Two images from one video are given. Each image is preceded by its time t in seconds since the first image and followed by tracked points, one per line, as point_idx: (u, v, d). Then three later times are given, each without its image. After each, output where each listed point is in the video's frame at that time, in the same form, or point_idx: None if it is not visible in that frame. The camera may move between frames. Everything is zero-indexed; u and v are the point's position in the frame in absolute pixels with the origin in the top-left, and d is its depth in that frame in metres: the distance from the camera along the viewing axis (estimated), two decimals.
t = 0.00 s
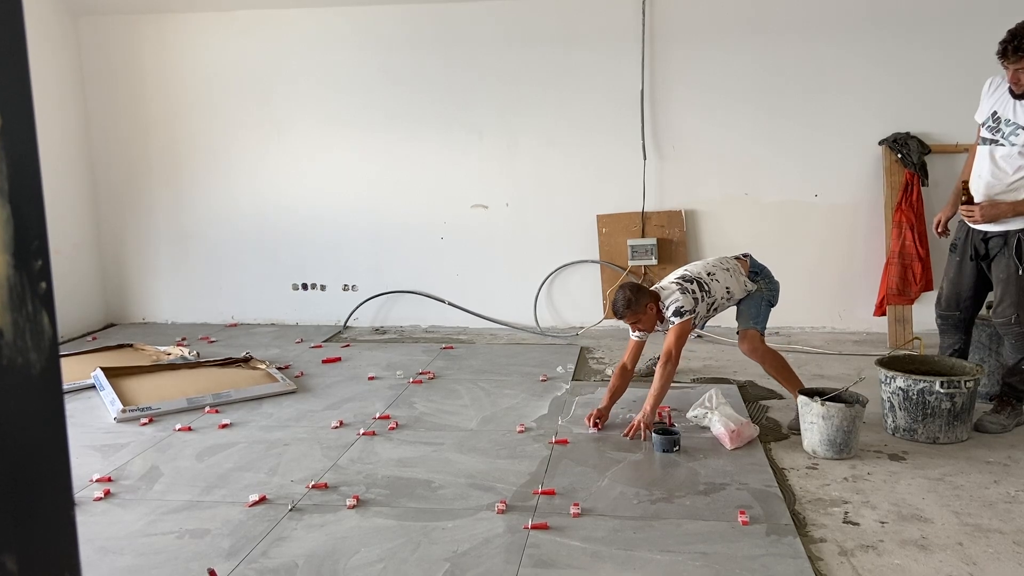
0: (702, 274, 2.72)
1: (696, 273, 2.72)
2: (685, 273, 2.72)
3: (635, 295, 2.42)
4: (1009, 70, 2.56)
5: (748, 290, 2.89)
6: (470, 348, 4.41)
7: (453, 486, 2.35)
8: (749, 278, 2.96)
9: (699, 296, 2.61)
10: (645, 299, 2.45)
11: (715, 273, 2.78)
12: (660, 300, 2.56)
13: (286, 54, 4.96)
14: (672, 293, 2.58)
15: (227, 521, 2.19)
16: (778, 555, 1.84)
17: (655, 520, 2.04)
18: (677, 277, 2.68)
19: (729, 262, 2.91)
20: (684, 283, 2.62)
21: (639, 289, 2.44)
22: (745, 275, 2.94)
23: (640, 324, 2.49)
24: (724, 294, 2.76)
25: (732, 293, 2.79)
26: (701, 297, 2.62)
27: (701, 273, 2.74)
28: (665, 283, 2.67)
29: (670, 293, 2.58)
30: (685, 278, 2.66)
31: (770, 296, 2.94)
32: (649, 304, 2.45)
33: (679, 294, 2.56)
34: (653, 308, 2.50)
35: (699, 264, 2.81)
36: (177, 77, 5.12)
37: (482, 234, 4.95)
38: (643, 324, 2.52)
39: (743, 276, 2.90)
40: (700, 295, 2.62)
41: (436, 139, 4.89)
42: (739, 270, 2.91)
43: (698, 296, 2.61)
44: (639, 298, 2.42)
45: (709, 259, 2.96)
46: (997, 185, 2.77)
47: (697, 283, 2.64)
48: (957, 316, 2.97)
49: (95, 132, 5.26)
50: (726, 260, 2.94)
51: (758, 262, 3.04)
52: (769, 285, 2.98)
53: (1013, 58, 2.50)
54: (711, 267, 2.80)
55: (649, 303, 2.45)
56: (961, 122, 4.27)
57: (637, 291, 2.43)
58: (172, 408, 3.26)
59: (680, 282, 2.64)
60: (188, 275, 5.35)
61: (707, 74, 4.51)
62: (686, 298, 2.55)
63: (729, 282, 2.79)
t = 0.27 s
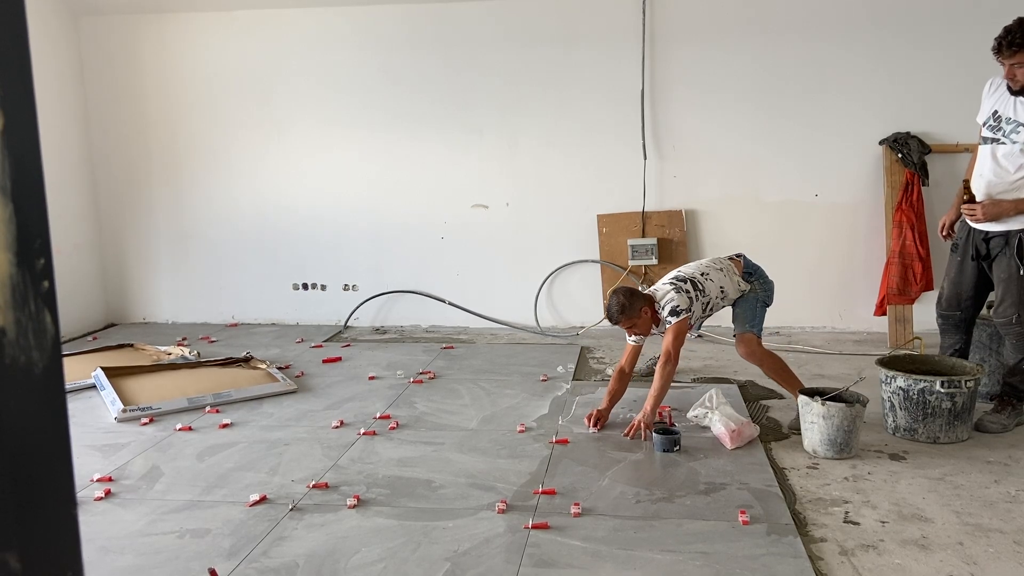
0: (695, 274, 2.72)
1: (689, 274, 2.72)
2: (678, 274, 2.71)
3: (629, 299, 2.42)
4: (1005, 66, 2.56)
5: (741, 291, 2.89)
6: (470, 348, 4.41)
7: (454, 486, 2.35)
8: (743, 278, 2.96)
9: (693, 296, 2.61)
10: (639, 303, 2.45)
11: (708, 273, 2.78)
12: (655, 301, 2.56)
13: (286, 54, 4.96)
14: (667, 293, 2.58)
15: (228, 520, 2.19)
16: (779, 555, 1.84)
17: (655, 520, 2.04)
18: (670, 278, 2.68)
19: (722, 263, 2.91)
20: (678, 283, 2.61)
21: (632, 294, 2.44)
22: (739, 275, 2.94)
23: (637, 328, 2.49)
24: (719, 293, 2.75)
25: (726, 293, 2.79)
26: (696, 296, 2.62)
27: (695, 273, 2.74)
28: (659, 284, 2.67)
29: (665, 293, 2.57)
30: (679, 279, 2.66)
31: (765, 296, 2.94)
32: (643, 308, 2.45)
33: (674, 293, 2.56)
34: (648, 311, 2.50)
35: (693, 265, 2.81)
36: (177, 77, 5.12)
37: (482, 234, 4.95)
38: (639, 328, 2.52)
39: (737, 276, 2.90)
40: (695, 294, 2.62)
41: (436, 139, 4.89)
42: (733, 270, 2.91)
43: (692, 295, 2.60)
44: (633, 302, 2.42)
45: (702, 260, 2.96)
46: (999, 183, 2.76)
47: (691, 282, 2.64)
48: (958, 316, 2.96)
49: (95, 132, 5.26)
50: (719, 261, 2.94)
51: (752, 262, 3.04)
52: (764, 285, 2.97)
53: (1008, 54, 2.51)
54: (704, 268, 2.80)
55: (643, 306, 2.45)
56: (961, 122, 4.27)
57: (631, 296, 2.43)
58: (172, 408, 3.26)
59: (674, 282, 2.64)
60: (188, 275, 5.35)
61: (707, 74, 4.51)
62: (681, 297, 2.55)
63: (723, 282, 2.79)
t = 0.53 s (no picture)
0: (694, 275, 2.72)
1: (687, 274, 2.72)
2: (676, 275, 2.71)
3: (628, 301, 2.41)
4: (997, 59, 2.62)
5: (740, 292, 2.89)
6: (471, 348, 4.41)
7: (454, 485, 2.35)
8: (741, 279, 2.96)
9: (692, 296, 2.61)
10: (638, 305, 2.45)
11: (707, 273, 2.78)
12: (653, 302, 2.56)
13: (286, 54, 4.97)
14: (665, 293, 2.57)
15: (228, 520, 2.19)
16: (779, 555, 1.84)
17: (655, 519, 2.04)
18: (669, 279, 2.68)
19: (720, 264, 2.91)
20: (677, 283, 2.61)
21: (631, 296, 2.43)
22: (737, 275, 2.93)
23: (637, 330, 2.49)
24: (717, 293, 2.75)
25: (725, 293, 2.79)
26: (695, 296, 2.62)
27: (694, 274, 2.73)
28: (657, 285, 2.67)
29: (664, 294, 2.57)
30: (678, 279, 2.66)
31: (764, 296, 2.94)
32: (642, 310, 2.45)
33: (673, 293, 2.55)
34: (647, 313, 2.50)
35: (691, 266, 2.81)
36: (177, 76, 5.12)
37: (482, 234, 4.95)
38: (638, 330, 2.52)
39: (735, 276, 2.90)
40: (694, 294, 2.62)
41: (436, 139, 4.90)
42: (732, 270, 2.91)
43: (691, 295, 2.60)
44: (632, 304, 2.42)
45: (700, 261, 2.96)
46: (1002, 181, 2.76)
47: (690, 283, 2.63)
48: (959, 316, 2.96)
49: (96, 131, 5.26)
50: (717, 262, 2.94)
51: (750, 263, 3.04)
52: (762, 286, 2.97)
53: (997, 45, 2.57)
54: (702, 269, 2.81)
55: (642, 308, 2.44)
56: (961, 122, 4.26)
57: (630, 298, 2.43)
58: (172, 408, 3.26)
59: (673, 282, 2.64)
60: (188, 275, 5.35)
61: (707, 74, 4.51)
62: (680, 297, 2.55)
63: (722, 282, 2.79)
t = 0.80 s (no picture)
0: (694, 275, 2.72)
1: (687, 275, 2.72)
2: (677, 275, 2.71)
3: (628, 302, 2.42)
4: (988, 56, 2.67)
5: (740, 292, 2.89)
6: (471, 348, 4.42)
7: (454, 485, 2.35)
8: (741, 280, 2.95)
9: (692, 296, 2.61)
10: (637, 306, 2.45)
11: (707, 274, 2.77)
12: (653, 303, 2.56)
13: (286, 54, 4.96)
14: (665, 293, 2.57)
15: (228, 520, 2.19)
16: (779, 555, 1.84)
17: (655, 519, 2.04)
18: (669, 280, 2.68)
19: (720, 264, 2.91)
20: (677, 284, 2.61)
21: (630, 298, 2.43)
22: (737, 276, 2.93)
23: (637, 331, 2.49)
24: (718, 294, 2.75)
25: (725, 294, 2.78)
26: (695, 297, 2.62)
27: (694, 274, 2.73)
28: (657, 286, 2.67)
29: (664, 294, 2.57)
30: (678, 280, 2.66)
31: (763, 297, 2.94)
32: (642, 311, 2.45)
33: (673, 293, 2.55)
34: (647, 313, 2.50)
35: (691, 267, 2.81)
36: (177, 76, 5.12)
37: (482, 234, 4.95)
38: (638, 331, 2.52)
39: (735, 277, 2.90)
40: (694, 294, 2.62)
41: (436, 139, 4.89)
42: (731, 271, 2.91)
43: (691, 295, 2.60)
44: (632, 305, 2.42)
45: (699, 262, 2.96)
46: (1003, 178, 2.76)
47: (690, 283, 2.63)
48: (959, 316, 2.96)
49: (96, 130, 5.26)
50: (717, 262, 2.94)
51: (750, 264, 3.04)
52: (762, 286, 2.97)
53: (988, 42, 2.63)
54: (702, 269, 2.80)
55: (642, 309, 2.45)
56: (961, 121, 4.26)
57: (630, 299, 2.43)
58: (173, 407, 3.26)
59: (673, 283, 2.63)
60: (188, 275, 5.35)
61: (707, 74, 4.51)
62: (680, 297, 2.55)
63: (722, 283, 2.79)
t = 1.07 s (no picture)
0: (695, 276, 2.71)
1: (689, 276, 2.71)
2: (678, 276, 2.71)
3: (629, 302, 2.41)
4: (983, 57, 2.69)
5: (742, 294, 2.88)
6: (471, 348, 4.42)
7: (454, 485, 2.35)
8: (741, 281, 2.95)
9: (693, 297, 2.60)
10: (639, 306, 2.45)
11: (708, 275, 2.77)
12: (654, 303, 2.55)
13: (286, 54, 4.97)
14: (666, 294, 2.57)
15: (228, 520, 2.19)
16: (779, 555, 1.83)
17: (655, 520, 2.04)
18: (671, 280, 2.67)
19: (721, 266, 2.91)
20: (678, 285, 2.61)
21: (632, 298, 2.43)
22: (738, 277, 2.93)
23: (638, 331, 2.49)
24: (718, 295, 2.74)
25: (726, 295, 2.78)
26: (696, 298, 2.62)
27: (695, 275, 2.73)
28: (658, 286, 2.66)
29: (665, 294, 2.57)
30: (679, 280, 2.65)
31: (764, 298, 2.94)
32: (643, 311, 2.45)
33: (674, 294, 2.55)
34: (648, 314, 2.50)
35: (692, 268, 2.81)
36: (178, 76, 5.12)
37: (483, 234, 4.95)
38: (639, 331, 2.51)
39: (736, 278, 2.90)
40: (694, 295, 2.62)
41: (436, 139, 4.89)
42: (732, 273, 2.90)
43: (692, 296, 2.60)
44: (633, 305, 2.41)
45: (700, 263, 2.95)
46: (1003, 177, 2.75)
47: (691, 284, 2.63)
48: (960, 317, 2.96)
49: (96, 130, 5.27)
50: (717, 264, 2.94)
51: (750, 265, 3.03)
52: (762, 288, 2.97)
53: (982, 43, 2.65)
54: (703, 270, 2.80)
55: (643, 309, 2.44)
56: (962, 122, 4.26)
57: (631, 299, 2.43)
58: (173, 407, 3.26)
59: (674, 283, 2.63)
60: (188, 275, 5.35)
61: (708, 74, 4.51)
62: (681, 298, 2.54)
63: (723, 284, 2.78)
